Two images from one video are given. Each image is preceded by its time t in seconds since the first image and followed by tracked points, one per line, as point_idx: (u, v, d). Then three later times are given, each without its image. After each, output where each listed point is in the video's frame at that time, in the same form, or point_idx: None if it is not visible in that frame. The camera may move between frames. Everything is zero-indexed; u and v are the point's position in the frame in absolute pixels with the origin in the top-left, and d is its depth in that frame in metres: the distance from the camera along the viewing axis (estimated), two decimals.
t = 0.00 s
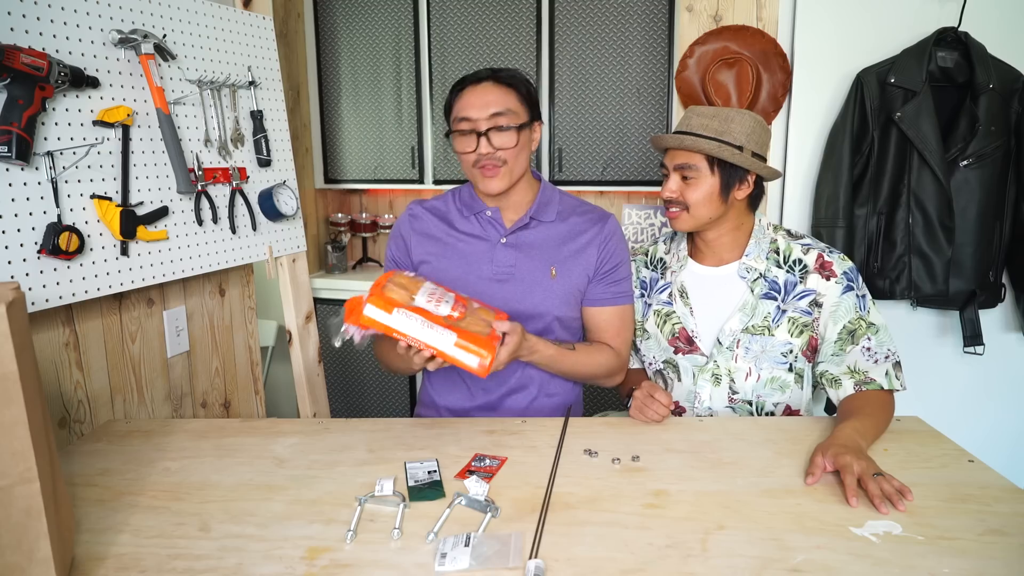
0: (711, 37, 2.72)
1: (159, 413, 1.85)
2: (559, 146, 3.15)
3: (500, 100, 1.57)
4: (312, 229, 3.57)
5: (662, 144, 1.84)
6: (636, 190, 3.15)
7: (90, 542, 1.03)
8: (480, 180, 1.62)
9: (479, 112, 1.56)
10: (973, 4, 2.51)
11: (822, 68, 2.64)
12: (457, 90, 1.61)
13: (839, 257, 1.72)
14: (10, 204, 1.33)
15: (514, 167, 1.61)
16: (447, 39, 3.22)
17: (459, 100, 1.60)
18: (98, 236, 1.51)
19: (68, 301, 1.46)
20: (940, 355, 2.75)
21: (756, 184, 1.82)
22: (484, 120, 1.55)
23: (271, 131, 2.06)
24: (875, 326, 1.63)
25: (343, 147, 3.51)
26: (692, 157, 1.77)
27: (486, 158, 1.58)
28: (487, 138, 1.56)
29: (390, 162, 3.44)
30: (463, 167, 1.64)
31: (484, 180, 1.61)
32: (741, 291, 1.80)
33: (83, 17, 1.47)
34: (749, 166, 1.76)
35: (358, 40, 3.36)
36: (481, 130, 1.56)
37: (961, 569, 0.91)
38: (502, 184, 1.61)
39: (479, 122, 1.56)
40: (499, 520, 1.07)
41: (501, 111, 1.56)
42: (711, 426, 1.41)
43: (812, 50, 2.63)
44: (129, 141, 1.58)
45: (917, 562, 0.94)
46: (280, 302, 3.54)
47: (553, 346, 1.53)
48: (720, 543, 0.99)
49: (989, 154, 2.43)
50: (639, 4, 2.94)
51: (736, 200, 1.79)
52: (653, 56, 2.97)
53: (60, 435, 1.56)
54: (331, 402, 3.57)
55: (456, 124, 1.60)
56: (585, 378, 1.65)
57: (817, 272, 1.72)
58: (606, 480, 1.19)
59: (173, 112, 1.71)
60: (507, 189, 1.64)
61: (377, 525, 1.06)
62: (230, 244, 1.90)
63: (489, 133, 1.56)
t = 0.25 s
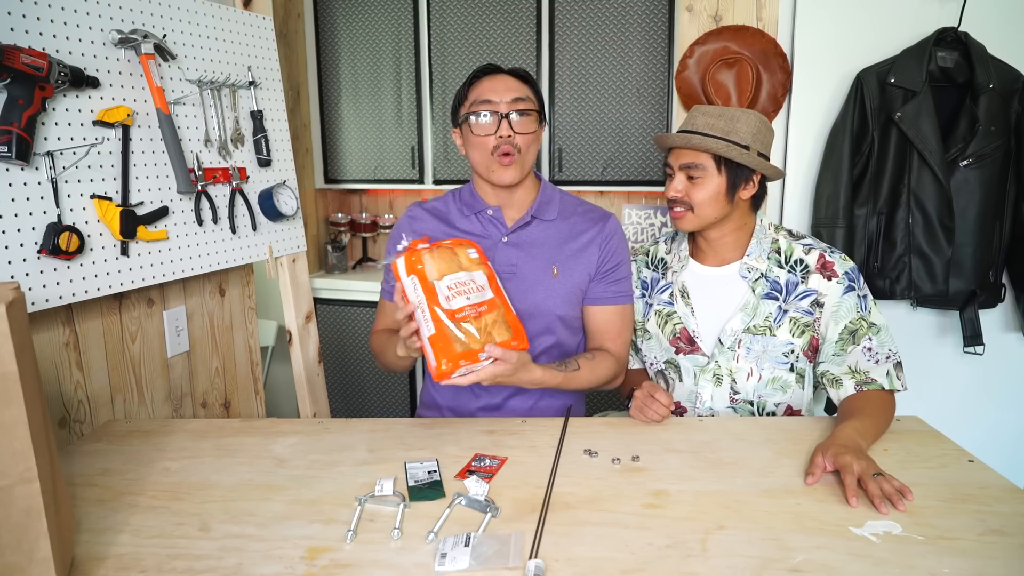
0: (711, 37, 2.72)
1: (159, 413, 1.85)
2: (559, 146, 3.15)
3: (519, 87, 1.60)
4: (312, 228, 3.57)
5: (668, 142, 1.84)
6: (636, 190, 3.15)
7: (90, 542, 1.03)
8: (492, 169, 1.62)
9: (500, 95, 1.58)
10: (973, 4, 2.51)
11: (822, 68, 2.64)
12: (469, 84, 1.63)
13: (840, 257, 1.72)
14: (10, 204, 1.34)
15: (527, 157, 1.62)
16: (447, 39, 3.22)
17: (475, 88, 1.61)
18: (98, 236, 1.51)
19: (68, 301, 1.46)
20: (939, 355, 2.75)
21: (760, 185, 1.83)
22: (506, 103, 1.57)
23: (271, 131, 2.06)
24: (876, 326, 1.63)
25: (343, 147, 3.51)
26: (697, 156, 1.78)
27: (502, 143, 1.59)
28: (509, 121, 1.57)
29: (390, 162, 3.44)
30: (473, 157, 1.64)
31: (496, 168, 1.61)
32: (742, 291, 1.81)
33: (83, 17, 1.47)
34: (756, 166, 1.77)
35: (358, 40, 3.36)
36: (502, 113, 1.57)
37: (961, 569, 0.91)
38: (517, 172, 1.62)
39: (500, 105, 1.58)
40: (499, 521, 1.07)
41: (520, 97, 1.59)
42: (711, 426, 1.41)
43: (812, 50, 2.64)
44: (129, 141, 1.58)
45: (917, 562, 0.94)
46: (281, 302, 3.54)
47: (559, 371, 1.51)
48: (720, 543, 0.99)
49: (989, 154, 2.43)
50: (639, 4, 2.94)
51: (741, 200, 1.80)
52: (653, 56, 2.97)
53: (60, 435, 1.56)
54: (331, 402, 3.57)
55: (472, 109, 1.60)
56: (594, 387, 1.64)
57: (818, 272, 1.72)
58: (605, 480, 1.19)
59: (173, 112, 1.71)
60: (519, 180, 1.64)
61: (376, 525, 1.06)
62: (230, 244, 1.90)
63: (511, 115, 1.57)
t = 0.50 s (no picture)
0: (711, 37, 2.72)
1: (159, 413, 1.85)
2: (559, 146, 3.15)
3: (518, 88, 1.60)
4: (312, 228, 3.57)
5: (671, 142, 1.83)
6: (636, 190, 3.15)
7: (90, 542, 1.03)
8: (492, 170, 1.62)
9: (499, 97, 1.58)
10: (973, 4, 2.51)
11: (822, 68, 2.64)
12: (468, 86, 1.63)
13: (840, 257, 1.72)
14: (10, 204, 1.34)
15: (526, 157, 1.62)
16: (447, 40, 3.22)
17: (474, 90, 1.61)
18: (98, 236, 1.51)
19: (68, 301, 1.46)
20: (939, 355, 2.75)
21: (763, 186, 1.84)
22: (505, 104, 1.57)
23: (271, 131, 2.06)
24: (876, 326, 1.63)
25: (343, 147, 3.51)
26: (702, 156, 1.78)
27: (501, 143, 1.59)
28: (506, 122, 1.57)
29: (390, 162, 3.44)
30: (473, 158, 1.64)
31: (495, 168, 1.61)
32: (742, 291, 1.81)
33: (83, 17, 1.47)
34: (760, 167, 1.78)
35: (358, 40, 3.36)
36: (500, 115, 1.57)
37: (961, 569, 0.91)
38: (516, 172, 1.61)
39: (498, 107, 1.58)
40: (499, 520, 1.07)
41: (519, 98, 1.59)
42: (711, 426, 1.41)
43: (812, 50, 2.64)
44: (129, 141, 1.58)
45: (917, 562, 0.94)
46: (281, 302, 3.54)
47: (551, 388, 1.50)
48: (720, 543, 0.99)
49: (989, 154, 2.43)
50: (639, 4, 2.94)
51: (745, 201, 1.80)
52: (653, 56, 2.97)
53: (60, 435, 1.56)
54: (331, 402, 3.57)
55: (472, 111, 1.60)
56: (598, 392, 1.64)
57: (819, 272, 1.72)
58: (605, 480, 1.19)
59: (173, 112, 1.71)
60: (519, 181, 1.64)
61: (376, 525, 1.06)
62: (230, 244, 1.90)
63: (509, 117, 1.57)
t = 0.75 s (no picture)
0: (711, 37, 2.73)
1: (159, 413, 1.85)
2: (559, 146, 3.15)
3: (519, 91, 1.60)
4: (312, 228, 3.57)
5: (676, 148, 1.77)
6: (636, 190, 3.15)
7: (90, 542, 1.03)
8: (492, 169, 1.61)
9: (500, 100, 1.57)
10: (973, 4, 2.51)
11: (823, 67, 2.64)
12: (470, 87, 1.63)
13: (840, 257, 1.72)
14: (10, 204, 1.34)
15: (527, 158, 1.61)
16: (447, 39, 3.22)
17: (476, 91, 1.61)
18: (98, 236, 1.51)
19: (68, 301, 1.46)
20: (939, 356, 2.75)
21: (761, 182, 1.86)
22: (505, 107, 1.57)
23: (271, 131, 2.06)
24: (876, 326, 1.63)
25: (343, 147, 3.51)
26: (714, 158, 1.73)
27: (502, 145, 1.58)
28: (507, 126, 1.57)
29: (390, 162, 3.44)
30: (473, 159, 1.64)
31: (496, 169, 1.61)
32: (742, 291, 1.81)
33: (83, 17, 1.47)
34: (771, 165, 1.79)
35: (358, 40, 3.36)
36: (501, 118, 1.57)
37: (961, 569, 0.91)
38: (516, 173, 1.61)
39: (499, 110, 1.58)
40: (499, 520, 1.07)
41: (520, 101, 1.58)
42: (711, 426, 1.41)
43: (812, 50, 2.63)
44: (129, 141, 1.58)
45: (917, 562, 0.94)
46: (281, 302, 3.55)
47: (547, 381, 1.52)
48: (720, 543, 0.99)
49: (989, 154, 2.43)
50: (639, 4, 2.94)
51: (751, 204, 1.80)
52: (653, 56, 2.97)
53: (60, 435, 1.56)
54: (331, 402, 3.57)
55: (472, 113, 1.60)
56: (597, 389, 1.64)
57: (818, 272, 1.72)
58: (606, 481, 1.19)
59: (173, 112, 1.71)
60: (519, 181, 1.63)
61: (376, 525, 1.06)
62: (230, 244, 1.90)
63: (510, 121, 1.57)
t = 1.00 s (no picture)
0: (711, 37, 2.71)
1: (159, 413, 1.85)
2: (559, 146, 3.15)
3: (502, 117, 1.49)
4: (312, 229, 3.57)
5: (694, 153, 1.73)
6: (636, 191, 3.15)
7: (90, 542, 1.03)
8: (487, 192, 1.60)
9: (483, 132, 1.49)
10: (973, 4, 2.51)
11: (823, 67, 2.64)
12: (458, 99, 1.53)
13: (842, 258, 1.72)
14: (10, 204, 1.34)
15: (523, 179, 1.58)
16: (447, 40, 3.22)
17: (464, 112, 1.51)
18: (98, 236, 1.51)
19: (68, 301, 1.46)
20: (939, 356, 2.75)
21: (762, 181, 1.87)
22: (488, 141, 1.49)
23: (271, 131, 2.06)
24: (878, 327, 1.64)
25: (343, 147, 3.51)
26: (731, 163, 1.71)
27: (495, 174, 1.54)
28: (492, 159, 1.51)
29: (390, 162, 3.44)
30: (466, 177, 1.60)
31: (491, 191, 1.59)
32: (744, 293, 1.80)
33: (83, 17, 1.47)
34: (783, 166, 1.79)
35: (358, 40, 3.36)
36: (485, 151, 1.51)
37: (961, 569, 0.91)
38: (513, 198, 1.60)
39: (482, 143, 1.50)
40: (499, 521, 1.06)
41: (505, 130, 1.49)
42: (711, 426, 1.41)
43: (812, 50, 2.63)
44: (129, 141, 1.58)
45: (917, 562, 0.93)
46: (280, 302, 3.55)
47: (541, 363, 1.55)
48: (720, 543, 0.99)
49: (989, 154, 2.43)
50: (639, 4, 2.94)
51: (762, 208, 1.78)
52: (653, 56, 2.97)
53: (60, 435, 1.56)
54: (331, 402, 3.57)
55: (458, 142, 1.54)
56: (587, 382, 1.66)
57: (820, 273, 1.72)
58: (606, 480, 1.18)
59: (173, 111, 1.71)
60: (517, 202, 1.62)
61: (376, 525, 1.06)
62: (230, 244, 1.90)
63: (494, 154, 1.51)
